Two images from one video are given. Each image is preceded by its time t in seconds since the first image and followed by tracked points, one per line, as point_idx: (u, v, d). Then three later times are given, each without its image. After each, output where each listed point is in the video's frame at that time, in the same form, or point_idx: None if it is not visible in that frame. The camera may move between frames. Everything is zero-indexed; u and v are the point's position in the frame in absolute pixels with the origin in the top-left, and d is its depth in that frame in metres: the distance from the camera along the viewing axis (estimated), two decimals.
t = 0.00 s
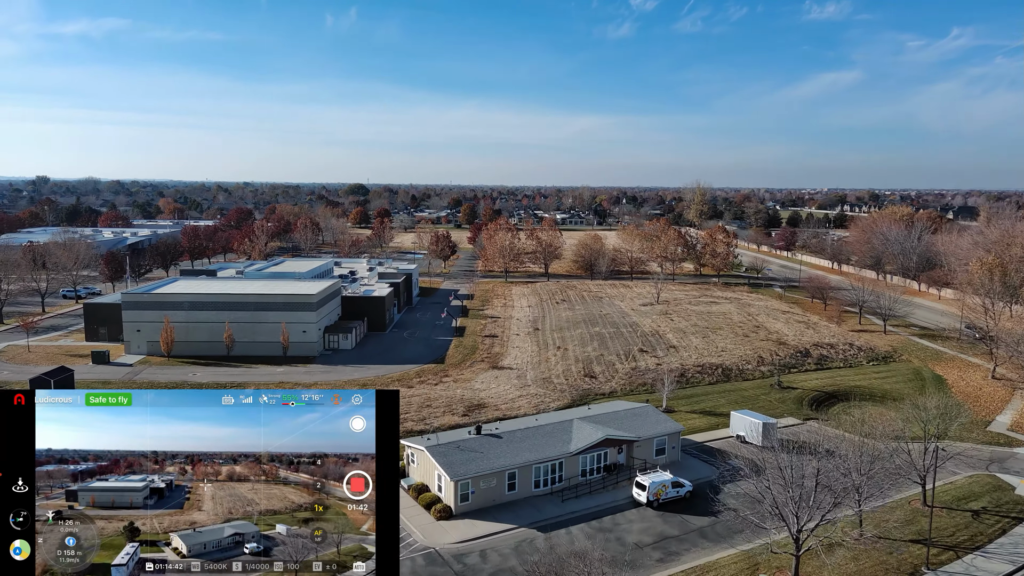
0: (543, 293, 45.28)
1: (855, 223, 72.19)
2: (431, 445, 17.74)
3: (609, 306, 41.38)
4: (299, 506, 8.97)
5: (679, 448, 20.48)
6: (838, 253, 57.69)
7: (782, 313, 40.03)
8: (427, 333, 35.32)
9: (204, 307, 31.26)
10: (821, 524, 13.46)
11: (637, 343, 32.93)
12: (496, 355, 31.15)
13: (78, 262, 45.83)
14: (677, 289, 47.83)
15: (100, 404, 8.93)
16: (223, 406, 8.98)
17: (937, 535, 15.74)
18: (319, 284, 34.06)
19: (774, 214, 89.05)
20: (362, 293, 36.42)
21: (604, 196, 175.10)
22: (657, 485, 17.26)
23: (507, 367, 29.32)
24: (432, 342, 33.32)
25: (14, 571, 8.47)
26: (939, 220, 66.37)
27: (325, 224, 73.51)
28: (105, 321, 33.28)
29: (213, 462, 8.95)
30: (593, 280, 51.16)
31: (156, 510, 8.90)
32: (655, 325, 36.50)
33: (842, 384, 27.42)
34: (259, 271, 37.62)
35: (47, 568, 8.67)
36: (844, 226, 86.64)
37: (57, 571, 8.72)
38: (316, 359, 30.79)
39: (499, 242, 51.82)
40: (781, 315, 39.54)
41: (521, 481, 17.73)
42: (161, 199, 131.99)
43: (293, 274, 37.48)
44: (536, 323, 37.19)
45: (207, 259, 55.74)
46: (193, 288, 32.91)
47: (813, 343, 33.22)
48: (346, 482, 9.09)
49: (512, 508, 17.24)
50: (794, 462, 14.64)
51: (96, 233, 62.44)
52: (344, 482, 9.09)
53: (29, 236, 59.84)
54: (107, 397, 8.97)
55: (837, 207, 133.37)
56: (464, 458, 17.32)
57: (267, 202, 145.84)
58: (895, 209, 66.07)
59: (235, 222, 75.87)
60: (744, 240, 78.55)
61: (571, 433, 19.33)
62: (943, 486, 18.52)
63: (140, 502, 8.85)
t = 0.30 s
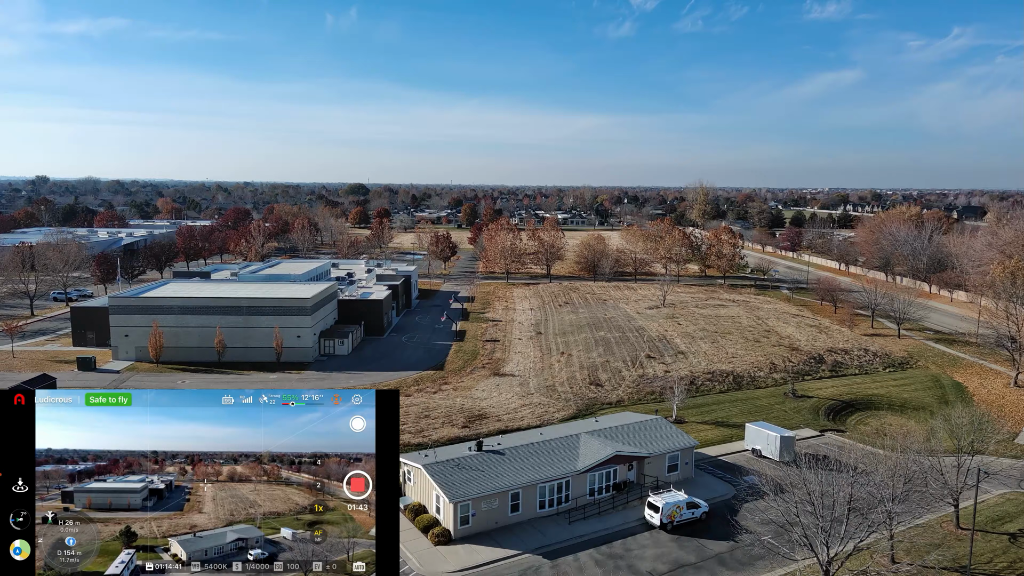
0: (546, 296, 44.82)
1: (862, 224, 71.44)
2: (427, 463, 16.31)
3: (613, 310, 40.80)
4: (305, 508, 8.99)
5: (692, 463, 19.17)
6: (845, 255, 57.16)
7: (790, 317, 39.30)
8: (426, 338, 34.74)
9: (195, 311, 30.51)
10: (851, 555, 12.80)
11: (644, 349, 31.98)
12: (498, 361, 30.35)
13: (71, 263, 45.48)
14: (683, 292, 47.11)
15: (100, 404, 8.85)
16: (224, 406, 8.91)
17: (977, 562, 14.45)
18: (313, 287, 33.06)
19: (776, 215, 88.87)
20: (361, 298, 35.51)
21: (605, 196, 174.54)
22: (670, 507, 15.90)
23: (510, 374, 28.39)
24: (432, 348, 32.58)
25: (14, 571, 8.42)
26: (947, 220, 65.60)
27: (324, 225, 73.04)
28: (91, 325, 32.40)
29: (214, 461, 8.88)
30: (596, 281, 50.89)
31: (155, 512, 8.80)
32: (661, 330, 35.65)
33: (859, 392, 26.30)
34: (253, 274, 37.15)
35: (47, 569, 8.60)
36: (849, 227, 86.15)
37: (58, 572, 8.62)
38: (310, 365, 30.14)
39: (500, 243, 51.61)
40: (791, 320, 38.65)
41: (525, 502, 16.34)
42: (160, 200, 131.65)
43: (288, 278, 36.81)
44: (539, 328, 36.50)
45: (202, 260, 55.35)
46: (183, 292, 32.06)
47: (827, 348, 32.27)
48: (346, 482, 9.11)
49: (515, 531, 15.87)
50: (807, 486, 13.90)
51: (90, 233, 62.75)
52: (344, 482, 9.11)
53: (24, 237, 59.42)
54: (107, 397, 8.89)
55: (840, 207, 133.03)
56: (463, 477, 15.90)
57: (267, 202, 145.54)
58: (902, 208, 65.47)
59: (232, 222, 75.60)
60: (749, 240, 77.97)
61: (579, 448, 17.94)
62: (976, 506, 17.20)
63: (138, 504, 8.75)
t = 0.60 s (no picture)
0: (548, 299, 44.28)
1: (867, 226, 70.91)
2: (424, 485, 15.00)
3: (618, 313, 40.03)
4: (309, 510, 8.87)
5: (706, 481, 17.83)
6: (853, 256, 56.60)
7: (799, 320, 38.35)
8: (424, 342, 33.45)
9: (183, 315, 29.01)
10: None
11: (652, 355, 30.79)
12: (499, 367, 29.15)
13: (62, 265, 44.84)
14: (689, 295, 46.26)
15: (100, 404, 8.73)
16: (224, 406, 8.78)
17: None
18: (307, 291, 31.90)
19: (779, 215, 88.70)
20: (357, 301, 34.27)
21: (606, 195, 173.95)
22: (686, 531, 14.72)
23: (513, 381, 27.24)
24: (430, 353, 31.40)
25: (14, 571, 8.34)
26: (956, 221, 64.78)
27: (323, 225, 72.43)
28: (78, 330, 31.32)
29: (214, 462, 8.77)
30: (599, 282, 50.53)
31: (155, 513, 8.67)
32: (668, 335, 34.56)
33: (878, 403, 25.22)
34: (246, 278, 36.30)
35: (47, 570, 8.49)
36: (855, 227, 85.70)
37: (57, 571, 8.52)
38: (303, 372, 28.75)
39: (501, 244, 51.37)
40: (803, 323, 37.63)
41: (529, 526, 15.17)
42: (158, 199, 130.91)
43: (283, 281, 35.81)
44: (541, 333, 35.51)
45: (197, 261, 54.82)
46: (172, 295, 30.84)
47: (842, 355, 31.14)
48: (346, 482, 9.00)
49: (518, 559, 14.73)
50: (835, 510, 13.02)
51: (82, 233, 62.99)
52: (344, 481, 9.00)
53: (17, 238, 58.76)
54: (106, 397, 8.76)
55: (842, 207, 132.92)
56: (462, 500, 14.69)
57: (265, 202, 144.94)
58: (912, 208, 65.01)
59: (229, 221, 75.34)
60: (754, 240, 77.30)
61: (586, 466, 16.60)
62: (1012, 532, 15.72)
63: (136, 506, 8.61)
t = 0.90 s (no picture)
0: (551, 303, 43.57)
1: (874, 227, 70.39)
2: (418, 508, 13.37)
3: (623, 317, 39.16)
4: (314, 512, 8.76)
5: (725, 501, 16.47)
6: (861, 258, 55.93)
7: (809, 325, 37.36)
8: (423, 347, 32.36)
9: (172, 320, 27.83)
10: None
11: (661, 362, 29.60)
12: (500, 375, 27.84)
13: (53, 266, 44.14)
14: (695, 298, 45.37)
15: (100, 404, 8.56)
16: (223, 406, 8.66)
17: None
18: (301, 293, 30.60)
19: (784, 215, 88.13)
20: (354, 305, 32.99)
21: (608, 195, 173.23)
22: (705, 560, 13.45)
23: (516, 390, 26.10)
24: (429, 359, 30.20)
25: (14, 572, 8.15)
26: (965, 221, 63.92)
27: (321, 226, 71.87)
28: (64, 334, 30.12)
29: (214, 462, 8.72)
30: (602, 284, 50.01)
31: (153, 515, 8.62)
32: (676, 340, 33.57)
33: (898, 413, 24.22)
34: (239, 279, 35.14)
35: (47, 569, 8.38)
36: (860, 228, 85.08)
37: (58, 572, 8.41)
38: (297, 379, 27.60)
39: (502, 245, 51.19)
40: (814, 328, 36.56)
41: (533, 553, 13.65)
42: (157, 199, 130.35)
43: (278, 283, 34.70)
44: (543, 338, 34.43)
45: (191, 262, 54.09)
46: (161, 298, 29.65)
47: (857, 361, 30.04)
48: (346, 481, 8.82)
49: None
50: (873, 540, 11.91)
51: (76, 232, 63.51)
52: (344, 481, 8.82)
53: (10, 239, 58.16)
54: (106, 398, 8.60)
55: (845, 207, 132.76)
56: (460, 526, 13.12)
57: (264, 201, 144.43)
58: (922, 208, 64.29)
59: (226, 221, 75.33)
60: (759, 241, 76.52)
61: (596, 486, 15.13)
62: None
63: (134, 508, 8.54)
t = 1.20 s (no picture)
0: (553, 305, 42.61)
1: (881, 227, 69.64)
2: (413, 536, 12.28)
3: (627, 321, 37.99)
4: (321, 515, 8.64)
5: (742, 523, 15.52)
6: (868, 259, 55.22)
7: (822, 330, 36.22)
8: (422, 353, 31.13)
9: (161, 326, 26.59)
10: None
11: (670, 370, 28.31)
12: (501, 383, 26.52)
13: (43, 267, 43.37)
14: (702, 302, 44.27)
15: (100, 404, 8.44)
16: (224, 406, 8.51)
17: None
18: (296, 298, 29.45)
19: (788, 216, 87.62)
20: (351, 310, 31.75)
21: (609, 195, 172.55)
22: None
23: (519, 398, 24.84)
24: (428, 365, 29.01)
25: (13, 572, 8.06)
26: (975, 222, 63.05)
27: (321, 226, 71.25)
28: (48, 340, 28.85)
29: (215, 462, 8.59)
30: (606, 286, 49.44)
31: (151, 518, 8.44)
32: (684, 346, 32.40)
33: (920, 426, 23.20)
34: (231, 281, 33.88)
35: (48, 568, 8.27)
36: (865, 228, 84.53)
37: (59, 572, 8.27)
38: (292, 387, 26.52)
39: (504, 246, 50.91)
40: (827, 334, 35.40)
41: None
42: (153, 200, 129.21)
43: (271, 287, 33.47)
44: (545, 343, 33.23)
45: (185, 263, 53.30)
46: (149, 301, 28.44)
47: (874, 369, 28.86)
48: (345, 481, 8.68)
49: None
50: None
51: (68, 231, 63.45)
52: (344, 481, 8.69)
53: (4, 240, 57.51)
54: (107, 397, 8.49)
55: (847, 207, 132.51)
56: (461, 556, 12.08)
57: (263, 201, 143.50)
58: (931, 208, 63.42)
59: (222, 221, 74.91)
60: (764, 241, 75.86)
61: (607, 509, 14.16)
62: None
63: (132, 510, 8.39)
